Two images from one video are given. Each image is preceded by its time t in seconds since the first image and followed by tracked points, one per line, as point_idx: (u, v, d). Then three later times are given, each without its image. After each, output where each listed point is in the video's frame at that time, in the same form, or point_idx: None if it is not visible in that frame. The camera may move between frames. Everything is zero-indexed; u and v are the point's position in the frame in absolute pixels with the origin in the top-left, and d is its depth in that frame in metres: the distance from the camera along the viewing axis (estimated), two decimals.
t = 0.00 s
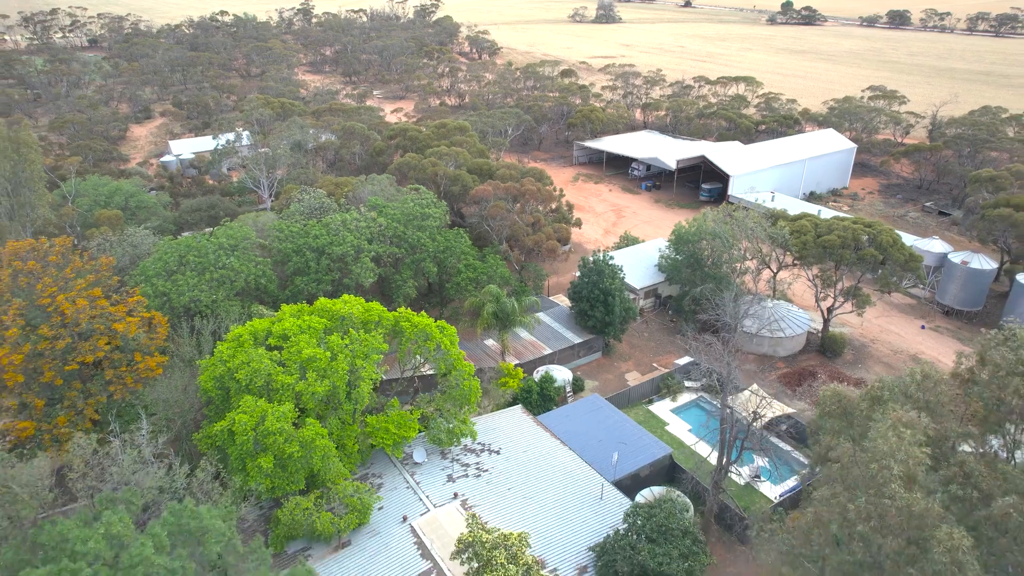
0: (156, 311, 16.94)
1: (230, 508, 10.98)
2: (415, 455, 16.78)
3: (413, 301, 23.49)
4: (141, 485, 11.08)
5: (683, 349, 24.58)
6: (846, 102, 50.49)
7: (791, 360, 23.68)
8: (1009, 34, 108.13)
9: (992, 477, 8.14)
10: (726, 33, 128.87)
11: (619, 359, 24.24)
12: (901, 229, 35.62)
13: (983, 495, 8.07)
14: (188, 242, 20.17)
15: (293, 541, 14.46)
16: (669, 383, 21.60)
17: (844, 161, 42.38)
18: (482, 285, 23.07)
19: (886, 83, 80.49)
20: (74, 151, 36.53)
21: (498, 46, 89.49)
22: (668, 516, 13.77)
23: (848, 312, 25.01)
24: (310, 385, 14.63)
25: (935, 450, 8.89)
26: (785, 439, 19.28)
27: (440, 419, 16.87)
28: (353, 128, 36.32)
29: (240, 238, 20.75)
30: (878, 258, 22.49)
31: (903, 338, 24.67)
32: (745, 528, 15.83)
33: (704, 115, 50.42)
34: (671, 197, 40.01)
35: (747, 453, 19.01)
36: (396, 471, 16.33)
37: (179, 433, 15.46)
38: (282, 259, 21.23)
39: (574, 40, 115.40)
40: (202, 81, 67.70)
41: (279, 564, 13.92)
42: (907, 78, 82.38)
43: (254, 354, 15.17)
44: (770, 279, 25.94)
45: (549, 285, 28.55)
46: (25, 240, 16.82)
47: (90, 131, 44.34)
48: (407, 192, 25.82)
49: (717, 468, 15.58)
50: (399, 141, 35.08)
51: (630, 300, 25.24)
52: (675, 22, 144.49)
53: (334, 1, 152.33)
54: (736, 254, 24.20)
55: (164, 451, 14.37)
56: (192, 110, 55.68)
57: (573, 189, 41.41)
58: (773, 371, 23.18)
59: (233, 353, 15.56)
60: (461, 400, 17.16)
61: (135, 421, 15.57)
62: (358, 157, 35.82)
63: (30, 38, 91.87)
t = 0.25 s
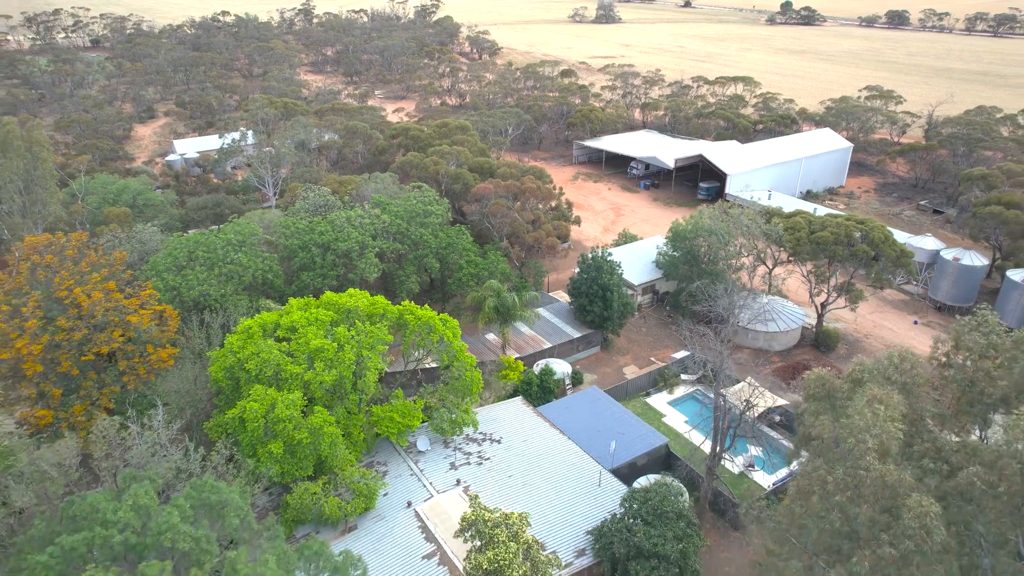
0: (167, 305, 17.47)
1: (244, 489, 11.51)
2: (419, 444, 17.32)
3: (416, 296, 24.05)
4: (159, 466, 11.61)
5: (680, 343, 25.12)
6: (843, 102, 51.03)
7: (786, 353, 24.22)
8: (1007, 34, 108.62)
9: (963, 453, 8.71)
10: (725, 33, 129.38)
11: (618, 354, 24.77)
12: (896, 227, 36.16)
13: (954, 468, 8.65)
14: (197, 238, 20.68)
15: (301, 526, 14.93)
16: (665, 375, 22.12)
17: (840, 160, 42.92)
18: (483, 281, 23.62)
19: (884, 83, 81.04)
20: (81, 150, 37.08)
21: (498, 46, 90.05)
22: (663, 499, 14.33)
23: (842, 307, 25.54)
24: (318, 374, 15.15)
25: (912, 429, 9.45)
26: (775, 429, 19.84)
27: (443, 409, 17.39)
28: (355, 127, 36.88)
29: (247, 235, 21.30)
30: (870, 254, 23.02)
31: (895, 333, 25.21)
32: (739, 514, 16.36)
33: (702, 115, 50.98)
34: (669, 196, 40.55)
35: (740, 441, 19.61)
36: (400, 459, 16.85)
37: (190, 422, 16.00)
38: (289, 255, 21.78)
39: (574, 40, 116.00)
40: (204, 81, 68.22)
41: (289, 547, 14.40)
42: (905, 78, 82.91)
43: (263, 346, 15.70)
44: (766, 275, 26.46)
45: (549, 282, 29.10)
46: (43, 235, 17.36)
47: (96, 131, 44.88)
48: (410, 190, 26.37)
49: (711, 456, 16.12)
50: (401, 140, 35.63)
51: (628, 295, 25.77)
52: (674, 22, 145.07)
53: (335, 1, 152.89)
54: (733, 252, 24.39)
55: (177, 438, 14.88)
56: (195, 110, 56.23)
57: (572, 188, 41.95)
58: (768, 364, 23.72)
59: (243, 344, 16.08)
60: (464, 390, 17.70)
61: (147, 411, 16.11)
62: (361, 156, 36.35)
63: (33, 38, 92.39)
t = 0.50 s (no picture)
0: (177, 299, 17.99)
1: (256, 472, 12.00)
2: (422, 434, 17.86)
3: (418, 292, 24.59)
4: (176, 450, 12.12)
5: (677, 338, 25.64)
6: (840, 102, 51.57)
7: (780, 348, 24.74)
8: (1005, 34, 109.13)
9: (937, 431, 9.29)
10: (724, 33, 129.95)
11: (616, 348, 25.31)
12: (891, 225, 36.68)
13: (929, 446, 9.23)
14: (205, 235, 21.19)
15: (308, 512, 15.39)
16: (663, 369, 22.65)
17: (836, 159, 43.46)
18: (484, 277, 24.16)
19: (882, 83, 81.56)
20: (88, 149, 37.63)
21: (498, 46, 90.59)
22: (658, 484, 14.88)
23: (836, 303, 26.07)
24: (325, 364, 15.68)
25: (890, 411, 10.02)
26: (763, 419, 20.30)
27: (446, 399, 17.91)
28: (358, 127, 37.44)
29: (254, 231, 21.83)
30: (863, 250, 23.54)
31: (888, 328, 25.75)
32: (731, 501, 16.90)
33: (700, 115, 51.53)
34: (667, 195, 41.07)
35: (733, 428, 19.97)
36: (404, 448, 17.38)
37: (200, 412, 16.50)
38: (294, 252, 22.31)
39: (574, 40, 116.52)
40: (207, 81, 68.76)
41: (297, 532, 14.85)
42: (903, 78, 83.45)
43: (272, 337, 16.22)
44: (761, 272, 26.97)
45: (549, 278, 29.63)
46: (60, 231, 17.93)
47: (101, 130, 45.41)
48: (412, 188, 26.90)
49: (705, 444, 16.60)
50: (403, 139, 36.19)
51: (626, 291, 26.29)
52: (674, 22, 145.67)
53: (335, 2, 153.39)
54: (728, 248, 25.11)
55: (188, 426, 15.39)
56: (198, 110, 56.80)
57: (572, 187, 42.49)
58: (762, 358, 24.26)
59: (252, 336, 16.61)
60: (465, 381, 18.23)
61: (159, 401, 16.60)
62: (364, 156, 36.90)
63: (35, 39, 92.88)
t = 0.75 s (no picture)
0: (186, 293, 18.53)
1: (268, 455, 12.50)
2: (425, 424, 18.40)
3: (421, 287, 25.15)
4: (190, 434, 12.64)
5: (674, 333, 26.16)
6: (837, 102, 52.12)
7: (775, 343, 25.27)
8: (1003, 34, 109.71)
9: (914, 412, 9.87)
10: (724, 33, 130.47)
11: (614, 343, 25.84)
12: (886, 223, 37.22)
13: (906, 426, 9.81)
14: (213, 232, 21.72)
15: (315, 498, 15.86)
16: (660, 362, 23.17)
17: (833, 159, 43.99)
18: (485, 273, 24.71)
19: (880, 83, 82.11)
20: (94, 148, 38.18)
21: (498, 46, 91.16)
22: (653, 469, 15.39)
23: (830, 298, 26.57)
24: (332, 355, 16.22)
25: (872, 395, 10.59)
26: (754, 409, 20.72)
27: (448, 391, 18.43)
28: (361, 126, 38.00)
29: (261, 228, 22.37)
30: (855, 246, 24.06)
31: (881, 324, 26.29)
32: (726, 489, 17.43)
33: (699, 115, 52.09)
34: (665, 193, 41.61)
35: (726, 418, 20.54)
36: (408, 438, 17.90)
37: (210, 403, 17.01)
38: (300, 248, 22.84)
39: (574, 40, 117.03)
40: (209, 81, 69.28)
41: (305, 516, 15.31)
42: (900, 78, 84.02)
43: (280, 329, 16.75)
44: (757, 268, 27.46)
45: (549, 275, 30.17)
46: (74, 226, 18.44)
47: (106, 130, 45.94)
48: (414, 186, 27.44)
49: (699, 433, 17.07)
50: (405, 138, 36.76)
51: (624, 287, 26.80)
52: (673, 23, 146.22)
53: (336, 2, 153.98)
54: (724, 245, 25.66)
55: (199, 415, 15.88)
56: (202, 109, 57.36)
57: (571, 185, 43.03)
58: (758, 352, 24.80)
59: (261, 329, 17.13)
60: (467, 373, 18.77)
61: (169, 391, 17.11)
62: (366, 155, 37.44)
63: (38, 39, 93.37)
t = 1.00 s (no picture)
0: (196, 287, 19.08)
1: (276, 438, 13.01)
2: (428, 414, 18.93)
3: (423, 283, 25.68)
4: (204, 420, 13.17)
5: (671, 329, 26.67)
6: (834, 102, 52.66)
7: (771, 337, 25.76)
8: (1001, 35, 110.30)
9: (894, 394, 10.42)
10: (723, 33, 130.72)
11: (612, 338, 26.36)
12: (881, 221, 37.76)
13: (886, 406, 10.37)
14: (220, 229, 22.28)
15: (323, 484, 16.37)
16: (657, 356, 23.69)
17: (830, 158, 44.52)
18: (486, 269, 25.27)
19: (878, 83, 82.63)
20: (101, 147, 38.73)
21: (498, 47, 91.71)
22: (649, 456, 15.92)
23: (824, 295, 27.07)
24: (339, 346, 16.77)
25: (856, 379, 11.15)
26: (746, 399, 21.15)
27: (451, 382, 18.96)
28: (363, 126, 38.57)
29: (267, 225, 22.92)
30: (848, 243, 24.55)
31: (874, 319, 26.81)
32: (720, 478, 17.96)
33: (697, 115, 52.65)
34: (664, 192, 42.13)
35: (721, 410, 20.67)
36: (411, 428, 18.45)
37: (219, 394, 17.53)
38: (305, 245, 23.39)
39: (574, 41, 117.57)
40: (212, 81, 69.82)
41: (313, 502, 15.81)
42: (898, 78, 84.60)
43: (287, 322, 17.31)
44: (753, 266, 27.95)
45: (548, 272, 30.69)
46: (89, 222, 19.05)
47: (111, 130, 46.49)
48: (416, 184, 27.99)
49: (694, 422, 17.59)
50: (407, 138, 37.35)
51: (622, 283, 27.34)
52: (673, 23, 146.71)
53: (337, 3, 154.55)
54: (720, 242, 26.16)
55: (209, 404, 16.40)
56: (205, 109, 57.90)
57: (571, 184, 43.58)
58: (753, 347, 25.29)
59: (269, 322, 17.68)
60: (469, 365, 19.31)
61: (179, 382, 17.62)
62: (368, 154, 37.98)
63: (41, 40, 93.91)
